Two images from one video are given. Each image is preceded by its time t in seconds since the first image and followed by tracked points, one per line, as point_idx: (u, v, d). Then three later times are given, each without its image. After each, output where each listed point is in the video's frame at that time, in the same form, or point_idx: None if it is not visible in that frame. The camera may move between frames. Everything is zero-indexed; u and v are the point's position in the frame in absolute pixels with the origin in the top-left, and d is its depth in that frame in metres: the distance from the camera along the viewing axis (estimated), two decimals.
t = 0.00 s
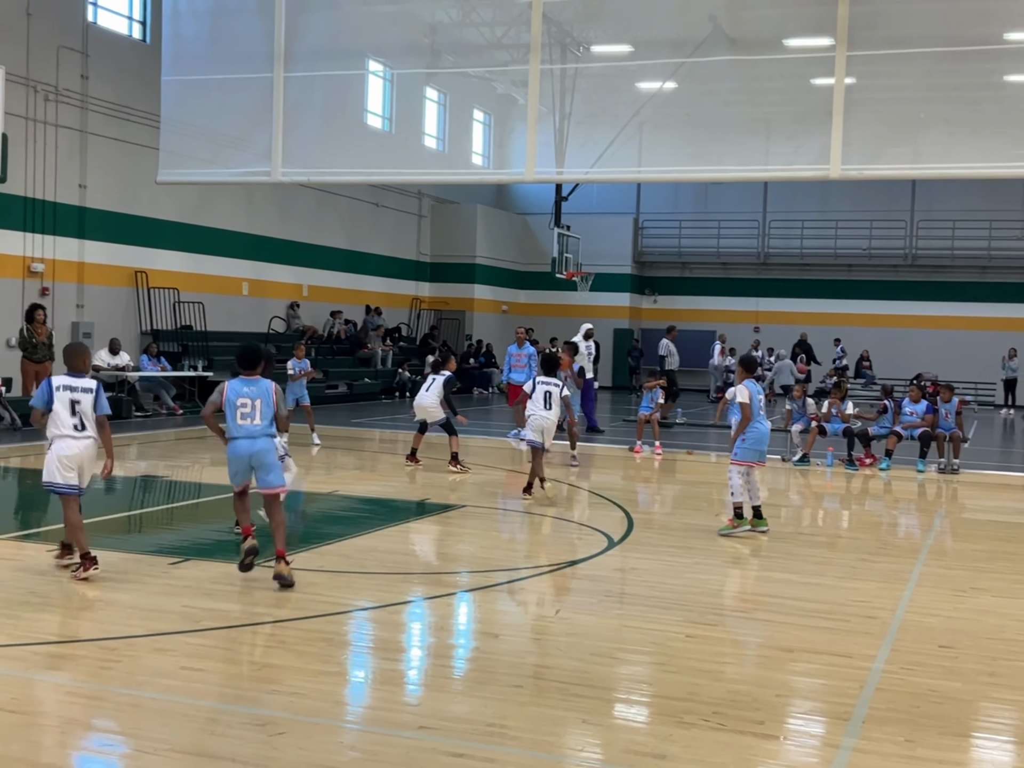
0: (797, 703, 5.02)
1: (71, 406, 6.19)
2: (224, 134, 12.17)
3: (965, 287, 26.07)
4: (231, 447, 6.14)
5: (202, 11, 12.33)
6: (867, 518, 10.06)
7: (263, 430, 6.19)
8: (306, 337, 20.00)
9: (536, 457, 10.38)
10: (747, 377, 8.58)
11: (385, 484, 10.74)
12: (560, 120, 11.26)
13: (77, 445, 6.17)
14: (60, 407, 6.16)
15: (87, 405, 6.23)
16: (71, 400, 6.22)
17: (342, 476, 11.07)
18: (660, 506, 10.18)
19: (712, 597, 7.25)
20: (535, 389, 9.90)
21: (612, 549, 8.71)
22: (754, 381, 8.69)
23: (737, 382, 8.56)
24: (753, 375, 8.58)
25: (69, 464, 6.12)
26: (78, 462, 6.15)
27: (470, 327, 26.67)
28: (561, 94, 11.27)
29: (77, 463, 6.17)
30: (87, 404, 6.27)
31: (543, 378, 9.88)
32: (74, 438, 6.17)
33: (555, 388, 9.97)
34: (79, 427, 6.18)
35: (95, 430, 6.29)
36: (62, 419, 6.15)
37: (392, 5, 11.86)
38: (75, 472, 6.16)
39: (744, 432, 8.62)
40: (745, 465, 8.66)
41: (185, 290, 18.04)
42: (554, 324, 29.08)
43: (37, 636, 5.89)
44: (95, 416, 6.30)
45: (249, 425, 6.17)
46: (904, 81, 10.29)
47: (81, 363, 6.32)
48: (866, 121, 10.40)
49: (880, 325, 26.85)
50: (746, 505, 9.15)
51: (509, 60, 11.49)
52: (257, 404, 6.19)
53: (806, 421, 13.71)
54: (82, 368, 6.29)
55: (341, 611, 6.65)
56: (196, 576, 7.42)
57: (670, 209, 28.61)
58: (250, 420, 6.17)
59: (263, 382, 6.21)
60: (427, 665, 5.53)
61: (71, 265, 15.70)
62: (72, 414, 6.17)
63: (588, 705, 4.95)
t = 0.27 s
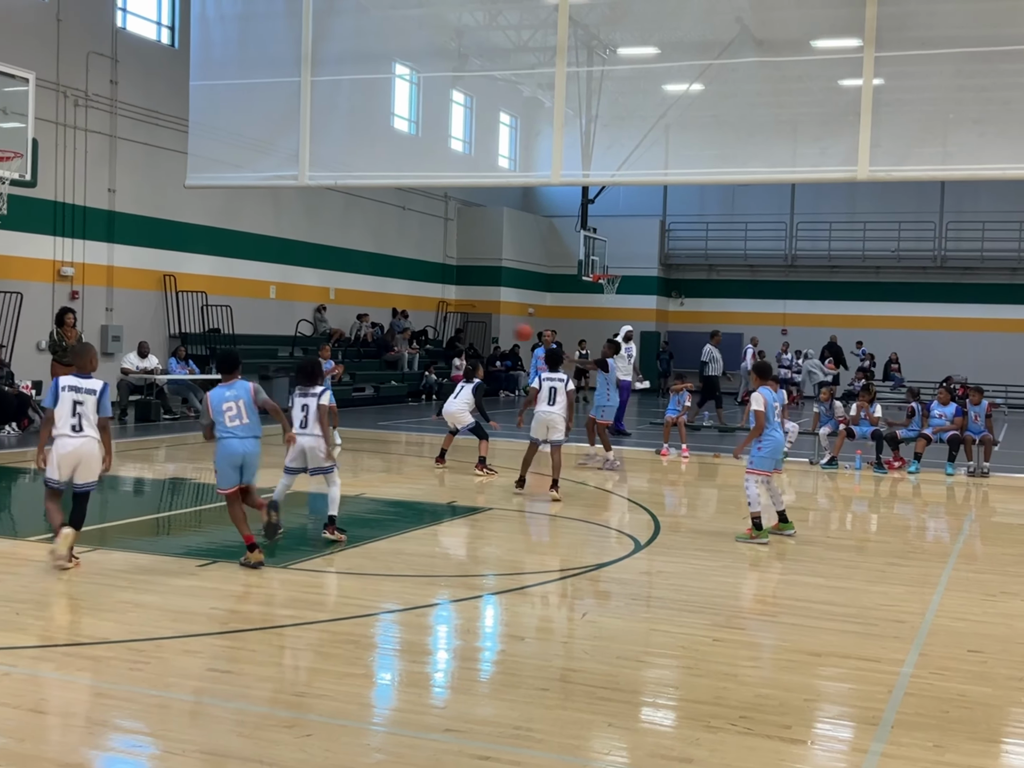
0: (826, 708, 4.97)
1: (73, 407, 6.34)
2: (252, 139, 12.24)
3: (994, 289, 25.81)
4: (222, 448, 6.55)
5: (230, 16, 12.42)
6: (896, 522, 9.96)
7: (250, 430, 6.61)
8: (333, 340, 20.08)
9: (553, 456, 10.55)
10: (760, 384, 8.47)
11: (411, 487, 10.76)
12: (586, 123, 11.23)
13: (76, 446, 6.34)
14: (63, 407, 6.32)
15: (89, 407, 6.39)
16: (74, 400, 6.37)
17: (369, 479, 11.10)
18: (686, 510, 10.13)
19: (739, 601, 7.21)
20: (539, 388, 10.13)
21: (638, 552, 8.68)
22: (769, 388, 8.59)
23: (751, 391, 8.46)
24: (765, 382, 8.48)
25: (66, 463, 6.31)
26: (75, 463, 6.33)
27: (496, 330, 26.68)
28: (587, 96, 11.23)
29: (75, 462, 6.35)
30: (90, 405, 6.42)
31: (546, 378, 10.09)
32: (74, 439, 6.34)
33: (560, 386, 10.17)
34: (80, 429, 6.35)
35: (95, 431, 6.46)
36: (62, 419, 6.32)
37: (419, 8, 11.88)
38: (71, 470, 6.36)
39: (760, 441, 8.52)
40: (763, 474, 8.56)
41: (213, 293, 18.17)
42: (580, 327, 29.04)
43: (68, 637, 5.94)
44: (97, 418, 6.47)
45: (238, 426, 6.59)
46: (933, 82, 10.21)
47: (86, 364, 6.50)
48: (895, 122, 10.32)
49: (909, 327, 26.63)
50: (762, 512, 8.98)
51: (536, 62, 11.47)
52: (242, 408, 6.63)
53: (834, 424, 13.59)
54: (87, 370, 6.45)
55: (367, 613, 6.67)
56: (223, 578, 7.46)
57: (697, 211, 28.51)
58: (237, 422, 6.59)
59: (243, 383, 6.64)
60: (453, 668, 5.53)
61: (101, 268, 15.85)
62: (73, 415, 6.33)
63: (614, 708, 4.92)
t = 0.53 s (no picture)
0: (862, 713, 4.92)
1: (78, 407, 6.59)
2: (286, 144, 12.33)
3: None
4: (208, 432, 7.34)
5: (264, 22, 12.54)
6: (933, 527, 9.84)
7: (235, 418, 7.37)
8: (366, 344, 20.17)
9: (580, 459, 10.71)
10: (789, 383, 8.38)
11: (444, 491, 10.78)
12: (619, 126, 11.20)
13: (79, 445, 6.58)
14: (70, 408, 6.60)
15: (91, 407, 6.57)
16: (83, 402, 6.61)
17: (402, 482, 11.14)
18: (720, 514, 10.07)
19: (774, 606, 7.15)
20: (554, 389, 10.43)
21: (672, 556, 8.64)
22: (800, 387, 8.47)
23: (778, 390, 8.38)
24: (795, 381, 8.38)
25: (72, 462, 6.60)
26: (77, 463, 6.57)
27: (528, 333, 26.68)
28: (620, 100, 11.20)
29: (80, 461, 6.59)
30: (95, 406, 6.60)
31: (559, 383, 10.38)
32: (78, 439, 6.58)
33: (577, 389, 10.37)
34: (82, 428, 6.57)
35: (101, 431, 6.59)
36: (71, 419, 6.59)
37: (452, 14, 11.94)
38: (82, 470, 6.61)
39: (787, 441, 8.43)
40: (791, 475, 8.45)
41: (248, 298, 18.31)
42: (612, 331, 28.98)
43: (106, 639, 6.00)
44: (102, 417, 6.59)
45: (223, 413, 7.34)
46: (970, 82, 10.10)
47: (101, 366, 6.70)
48: (931, 123, 10.22)
49: (946, 330, 26.33)
50: (795, 517, 8.86)
51: (568, 66, 11.48)
52: (230, 399, 7.30)
53: (869, 428, 13.45)
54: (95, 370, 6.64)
55: (401, 616, 6.68)
56: (259, 581, 7.51)
57: (730, 214, 28.38)
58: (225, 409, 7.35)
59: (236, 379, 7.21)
60: (486, 671, 5.52)
61: (137, 273, 16.03)
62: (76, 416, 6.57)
63: (648, 713, 4.90)
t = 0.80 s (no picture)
0: (895, 718, 4.87)
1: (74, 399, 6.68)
2: (316, 147, 12.40)
3: None
4: (199, 423, 7.45)
5: (295, 27, 12.63)
6: (967, 531, 9.73)
7: (226, 409, 7.54)
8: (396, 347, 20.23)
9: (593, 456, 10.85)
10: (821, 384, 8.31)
11: (473, 493, 10.79)
12: (648, 128, 11.15)
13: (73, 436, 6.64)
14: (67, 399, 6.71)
15: (83, 399, 6.63)
16: (79, 395, 6.70)
17: (431, 485, 11.16)
18: (750, 517, 10.02)
19: (806, 610, 7.09)
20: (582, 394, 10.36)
21: (702, 560, 8.60)
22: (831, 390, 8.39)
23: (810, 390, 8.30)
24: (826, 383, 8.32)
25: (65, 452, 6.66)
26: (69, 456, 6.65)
27: (558, 336, 26.66)
28: (650, 102, 11.18)
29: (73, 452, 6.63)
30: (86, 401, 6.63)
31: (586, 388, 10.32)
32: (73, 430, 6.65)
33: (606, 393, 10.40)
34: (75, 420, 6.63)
35: (91, 426, 6.61)
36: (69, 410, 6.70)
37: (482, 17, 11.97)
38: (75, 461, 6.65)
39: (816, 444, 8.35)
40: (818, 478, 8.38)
41: (278, 301, 18.43)
42: (642, 333, 28.91)
43: (140, 640, 6.06)
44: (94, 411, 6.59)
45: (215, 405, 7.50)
46: (1003, 83, 10.01)
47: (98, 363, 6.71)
48: (964, 124, 10.13)
49: (979, 333, 26.08)
50: (826, 521, 8.78)
51: (597, 69, 11.48)
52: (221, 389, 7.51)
53: (901, 431, 13.33)
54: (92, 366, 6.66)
55: (430, 619, 6.69)
56: (289, 583, 7.55)
57: (760, 216, 28.22)
58: (216, 400, 7.52)
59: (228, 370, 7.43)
60: (516, 674, 5.52)
61: (169, 277, 16.17)
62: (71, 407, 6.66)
63: (679, 716, 4.88)
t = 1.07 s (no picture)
0: (928, 723, 4.83)
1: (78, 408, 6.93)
2: (346, 152, 12.46)
3: None
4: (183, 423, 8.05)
5: (325, 32, 12.72)
6: (1002, 535, 9.62)
7: (206, 412, 8.07)
8: (424, 350, 20.28)
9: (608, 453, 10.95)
10: (855, 388, 8.24)
11: (502, 496, 10.80)
12: (678, 130, 11.13)
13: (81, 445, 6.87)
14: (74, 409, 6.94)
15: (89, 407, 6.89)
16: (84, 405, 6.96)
17: (461, 487, 11.18)
18: (781, 520, 9.96)
19: (838, 614, 7.04)
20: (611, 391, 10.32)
21: (732, 563, 8.55)
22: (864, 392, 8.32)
23: (844, 394, 8.24)
24: (861, 386, 8.24)
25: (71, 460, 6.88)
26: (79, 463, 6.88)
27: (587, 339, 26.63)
28: (679, 104, 11.15)
29: (83, 459, 6.88)
30: (93, 408, 6.91)
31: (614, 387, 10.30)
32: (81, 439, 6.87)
33: (635, 393, 10.41)
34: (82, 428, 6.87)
35: (98, 431, 6.88)
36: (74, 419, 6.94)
37: (511, 20, 11.97)
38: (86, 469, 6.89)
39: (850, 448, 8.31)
40: (852, 482, 8.36)
41: (309, 304, 18.52)
42: (671, 337, 28.84)
43: (174, 641, 6.10)
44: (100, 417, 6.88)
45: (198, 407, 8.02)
46: None
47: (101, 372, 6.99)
48: (997, 124, 10.02)
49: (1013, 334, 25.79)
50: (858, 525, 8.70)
51: (627, 71, 11.46)
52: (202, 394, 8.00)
53: (934, 434, 13.19)
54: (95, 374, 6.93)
55: (460, 621, 6.70)
56: (320, 584, 7.58)
57: (791, 218, 27.96)
58: (198, 403, 8.05)
59: (203, 377, 7.90)
60: (546, 676, 5.52)
61: (201, 280, 16.30)
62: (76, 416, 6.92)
63: (710, 720, 4.86)
